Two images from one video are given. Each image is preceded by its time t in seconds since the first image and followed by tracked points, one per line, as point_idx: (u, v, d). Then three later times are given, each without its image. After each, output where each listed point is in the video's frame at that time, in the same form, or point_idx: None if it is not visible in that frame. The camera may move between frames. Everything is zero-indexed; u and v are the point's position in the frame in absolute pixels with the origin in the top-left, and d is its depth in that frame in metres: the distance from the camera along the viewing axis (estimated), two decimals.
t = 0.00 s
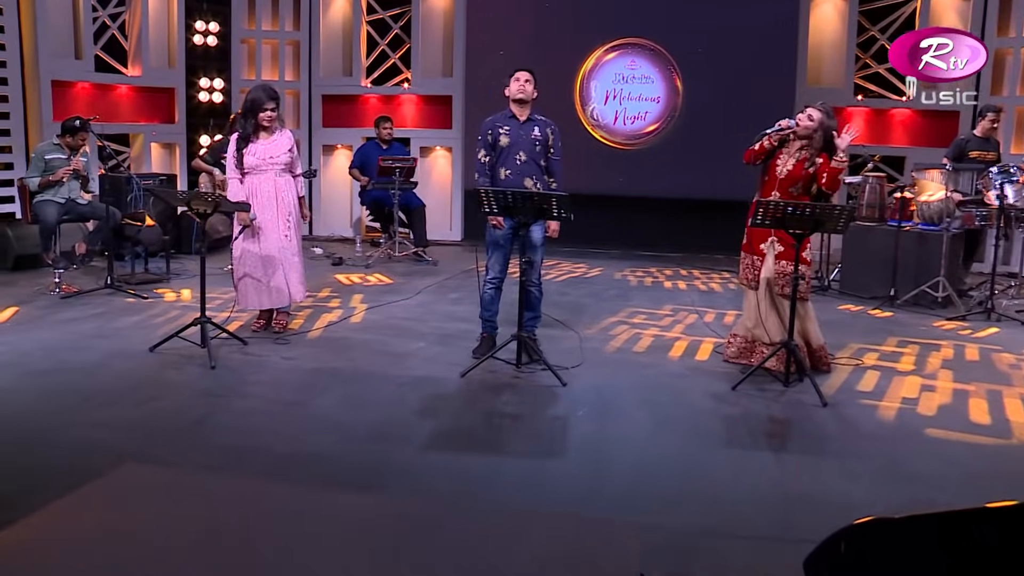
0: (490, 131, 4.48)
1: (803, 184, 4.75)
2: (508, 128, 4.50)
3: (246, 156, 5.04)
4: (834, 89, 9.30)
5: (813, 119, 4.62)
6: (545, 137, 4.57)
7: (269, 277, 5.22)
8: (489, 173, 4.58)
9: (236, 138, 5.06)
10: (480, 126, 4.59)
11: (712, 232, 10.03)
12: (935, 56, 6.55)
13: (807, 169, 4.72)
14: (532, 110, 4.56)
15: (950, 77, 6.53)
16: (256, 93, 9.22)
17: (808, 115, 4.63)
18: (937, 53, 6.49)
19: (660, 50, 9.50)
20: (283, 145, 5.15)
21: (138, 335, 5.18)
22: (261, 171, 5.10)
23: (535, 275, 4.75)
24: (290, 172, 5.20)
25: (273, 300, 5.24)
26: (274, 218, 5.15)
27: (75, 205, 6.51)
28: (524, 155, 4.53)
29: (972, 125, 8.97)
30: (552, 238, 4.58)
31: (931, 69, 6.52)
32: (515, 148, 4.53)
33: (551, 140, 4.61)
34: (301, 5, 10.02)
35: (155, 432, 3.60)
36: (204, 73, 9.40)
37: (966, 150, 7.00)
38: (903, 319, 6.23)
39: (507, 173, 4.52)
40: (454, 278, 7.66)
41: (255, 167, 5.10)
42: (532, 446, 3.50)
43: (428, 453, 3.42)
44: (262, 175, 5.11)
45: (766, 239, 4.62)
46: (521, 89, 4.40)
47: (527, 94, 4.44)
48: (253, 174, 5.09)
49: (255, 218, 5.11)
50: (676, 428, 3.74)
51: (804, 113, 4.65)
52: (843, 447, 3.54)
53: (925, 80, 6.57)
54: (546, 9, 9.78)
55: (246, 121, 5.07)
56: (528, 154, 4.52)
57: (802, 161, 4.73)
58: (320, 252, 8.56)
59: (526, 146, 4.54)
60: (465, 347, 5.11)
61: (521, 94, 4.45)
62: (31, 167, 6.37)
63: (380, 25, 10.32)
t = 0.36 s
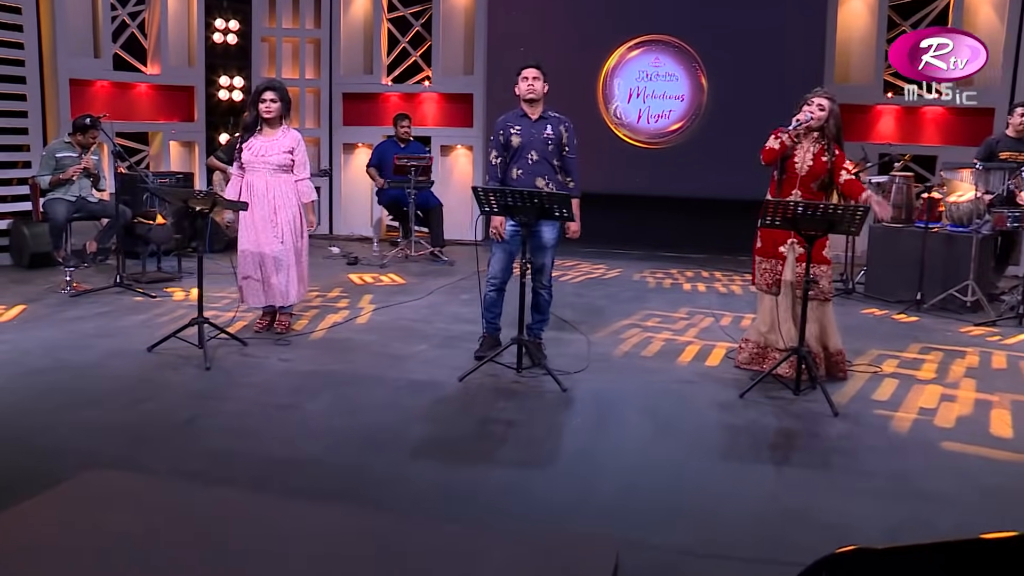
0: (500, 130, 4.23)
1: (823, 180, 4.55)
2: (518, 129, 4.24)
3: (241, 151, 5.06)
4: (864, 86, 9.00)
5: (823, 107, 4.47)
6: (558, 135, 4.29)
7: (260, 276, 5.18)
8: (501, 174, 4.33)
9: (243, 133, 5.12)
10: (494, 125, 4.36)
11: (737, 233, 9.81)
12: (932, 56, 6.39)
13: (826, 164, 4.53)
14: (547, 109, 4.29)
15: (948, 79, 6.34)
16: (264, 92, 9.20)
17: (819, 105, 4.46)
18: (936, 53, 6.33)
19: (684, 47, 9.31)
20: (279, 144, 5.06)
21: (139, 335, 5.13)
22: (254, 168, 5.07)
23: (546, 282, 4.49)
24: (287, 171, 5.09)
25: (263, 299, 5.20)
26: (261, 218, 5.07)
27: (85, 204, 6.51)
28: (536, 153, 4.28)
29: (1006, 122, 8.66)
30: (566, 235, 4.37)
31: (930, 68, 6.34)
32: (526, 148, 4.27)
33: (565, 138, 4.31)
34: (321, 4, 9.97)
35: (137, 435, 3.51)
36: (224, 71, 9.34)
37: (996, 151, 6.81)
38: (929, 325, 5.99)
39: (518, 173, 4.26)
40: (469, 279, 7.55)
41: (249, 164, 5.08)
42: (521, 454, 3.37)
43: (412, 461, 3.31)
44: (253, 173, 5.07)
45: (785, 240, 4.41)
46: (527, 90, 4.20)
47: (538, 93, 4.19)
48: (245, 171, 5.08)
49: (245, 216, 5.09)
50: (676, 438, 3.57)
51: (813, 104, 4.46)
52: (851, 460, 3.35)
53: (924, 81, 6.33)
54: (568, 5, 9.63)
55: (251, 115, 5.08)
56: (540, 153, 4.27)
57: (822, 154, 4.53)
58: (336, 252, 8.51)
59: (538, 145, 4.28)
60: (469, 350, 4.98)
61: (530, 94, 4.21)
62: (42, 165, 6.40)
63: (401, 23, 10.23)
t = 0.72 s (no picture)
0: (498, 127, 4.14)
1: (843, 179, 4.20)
2: (518, 126, 4.14)
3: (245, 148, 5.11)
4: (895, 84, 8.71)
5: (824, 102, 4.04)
6: (559, 133, 4.16)
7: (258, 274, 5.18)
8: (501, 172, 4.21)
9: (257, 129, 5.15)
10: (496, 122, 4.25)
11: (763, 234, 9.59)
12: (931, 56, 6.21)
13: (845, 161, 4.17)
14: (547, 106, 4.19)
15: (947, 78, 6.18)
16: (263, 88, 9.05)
17: (825, 102, 4.04)
18: (936, 53, 6.16)
19: (710, 46, 9.10)
20: (272, 140, 5.01)
21: (142, 335, 5.11)
22: (252, 165, 5.08)
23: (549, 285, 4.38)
24: (280, 168, 5.01)
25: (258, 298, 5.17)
26: (250, 215, 5.07)
27: (99, 203, 6.53)
28: (536, 152, 4.15)
29: None
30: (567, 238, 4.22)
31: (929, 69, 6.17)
32: (525, 145, 4.14)
33: (566, 136, 4.19)
34: (344, 2, 9.94)
35: (119, 439, 3.46)
36: (245, 71, 9.29)
37: None
38: (956, 331, 5.76)
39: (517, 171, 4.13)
40: (485, 280, 7.44)
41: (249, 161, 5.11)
42: (508, 465, 3.27)
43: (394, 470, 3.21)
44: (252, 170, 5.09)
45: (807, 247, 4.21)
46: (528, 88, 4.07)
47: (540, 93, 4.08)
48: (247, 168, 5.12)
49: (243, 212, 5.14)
50: (671, 448, 3.43)
51: (816, 102, 4.04)
52: (853, 477, 3.18)
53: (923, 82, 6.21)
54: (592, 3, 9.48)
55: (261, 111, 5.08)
56: (540, 151, 4.15)
57: (838, 148, 4.15)
58: (355, 252, 8.48)
59: (537, 143, 4.16)
60: (472, 353, 4.88)
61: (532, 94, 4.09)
62: (57, 164, 6.41)
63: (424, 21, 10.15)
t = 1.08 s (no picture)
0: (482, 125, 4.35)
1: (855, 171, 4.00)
2: (501, 124, 4.34)
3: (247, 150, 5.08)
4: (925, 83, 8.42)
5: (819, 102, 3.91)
6: (543, 133, 4.34)
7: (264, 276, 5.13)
8: (484, 170, 4.42)
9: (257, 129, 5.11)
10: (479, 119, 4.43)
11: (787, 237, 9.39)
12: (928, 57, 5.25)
13: (854, 153, 3.95)
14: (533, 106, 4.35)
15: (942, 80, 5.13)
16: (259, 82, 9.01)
17: (821, 101, 3.89)
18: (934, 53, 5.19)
19: (734, 45, 8.90)
20: (269, 139, 4.95)
21: (144, 336, 5.10)
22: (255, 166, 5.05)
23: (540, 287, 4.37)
24: (280, 168, 4.95)
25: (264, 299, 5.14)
26: (252, 217, 5.02)
27: (111, 203, 6.56)
28: (517, 150, 4.33)
29: None
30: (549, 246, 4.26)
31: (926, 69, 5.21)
32: (507, 145, 4.34)
33: (550, 138, 4.36)
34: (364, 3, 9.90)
35: (102, 443, 3.43)
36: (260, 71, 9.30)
37: None
38: (979, 339, 5.55)
39: (498, 170, 4.33)
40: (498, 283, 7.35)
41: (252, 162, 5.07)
42: (490, 475, 3.18)
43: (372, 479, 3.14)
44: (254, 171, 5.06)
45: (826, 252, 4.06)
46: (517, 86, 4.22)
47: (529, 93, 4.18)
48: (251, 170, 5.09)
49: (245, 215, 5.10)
50: (663, 459, 3.32)
51: (813, 104, 3.87)
52: (849, 493, 3.05)
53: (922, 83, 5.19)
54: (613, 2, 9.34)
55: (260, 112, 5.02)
56: (522, 150, 4.33)
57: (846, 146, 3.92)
58: (373, 253, 8.47)
59: (520, 143, 4.33)
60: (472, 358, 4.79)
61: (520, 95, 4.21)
62: (70, 164, 6.45)
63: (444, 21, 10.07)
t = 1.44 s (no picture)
0: (473, 128, 4.47)
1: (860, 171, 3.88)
2: (491, 127, 4.46)
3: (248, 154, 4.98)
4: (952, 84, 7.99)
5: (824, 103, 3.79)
6: (534, 134, 4.44)
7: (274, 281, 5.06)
8: (475, 173, 4.56)
9: (254, 134, 5.05)
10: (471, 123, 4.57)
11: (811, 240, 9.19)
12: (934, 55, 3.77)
13: (856, 153, 3.85)
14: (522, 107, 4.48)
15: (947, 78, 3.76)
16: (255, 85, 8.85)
17: (822, 104, 3.78)
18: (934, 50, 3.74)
19: (757, 45, 8.71)
20: (281, 142, 4.94)
21: (146, 338, 5.10)
22: (262, 169, 4.97)
23: (532, 288, 4.34)
24: (296, 169, 4.96)
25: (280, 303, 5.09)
26: (269, 219, 4.97)
27: (122, 203, 6.60)
28: (507, 152, 4.44)
29: None
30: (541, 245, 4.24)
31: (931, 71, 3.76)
32: (497, 146, 4.45)
33: (541, 138, 4.47)
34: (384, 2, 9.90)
35: (84, 447, 3.42)
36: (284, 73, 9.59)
37: None
38: (1001, 347, 5.35)
39: (489, 172, 4.45)
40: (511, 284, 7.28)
41: (257, 165, 4.99)
42: (468, 485, 3.10)
43: (348, 488, 3.07)
44: (262, 174, 4.98)
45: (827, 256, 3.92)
46: (508, 85, 4.30)
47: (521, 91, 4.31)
48: (255, 173, 5.00)
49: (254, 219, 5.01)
50: (649, 471, 3.21)
51: (814, 107, 3.78)
52: (840, 510, 2.92)
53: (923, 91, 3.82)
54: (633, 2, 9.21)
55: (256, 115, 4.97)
56: (511, 152, 4.44)
57: (847, 147, 3.82)
58: (389, 254, 8.44)
59: (510, 144, 4.44)
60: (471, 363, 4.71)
61: (511, 94, 4.33)
62: (83, 165, 6.46)
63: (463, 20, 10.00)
